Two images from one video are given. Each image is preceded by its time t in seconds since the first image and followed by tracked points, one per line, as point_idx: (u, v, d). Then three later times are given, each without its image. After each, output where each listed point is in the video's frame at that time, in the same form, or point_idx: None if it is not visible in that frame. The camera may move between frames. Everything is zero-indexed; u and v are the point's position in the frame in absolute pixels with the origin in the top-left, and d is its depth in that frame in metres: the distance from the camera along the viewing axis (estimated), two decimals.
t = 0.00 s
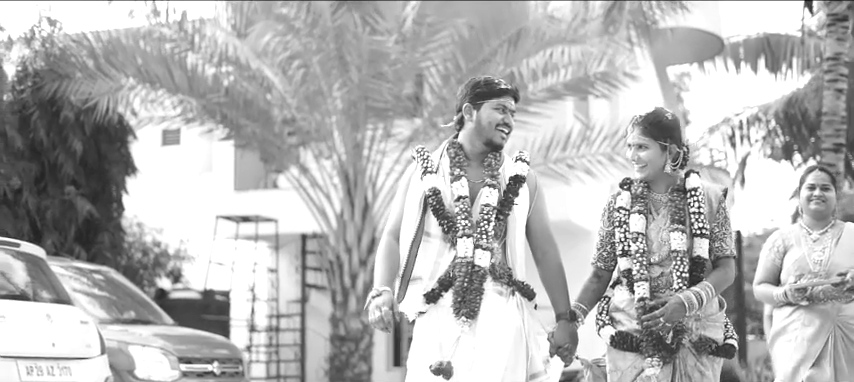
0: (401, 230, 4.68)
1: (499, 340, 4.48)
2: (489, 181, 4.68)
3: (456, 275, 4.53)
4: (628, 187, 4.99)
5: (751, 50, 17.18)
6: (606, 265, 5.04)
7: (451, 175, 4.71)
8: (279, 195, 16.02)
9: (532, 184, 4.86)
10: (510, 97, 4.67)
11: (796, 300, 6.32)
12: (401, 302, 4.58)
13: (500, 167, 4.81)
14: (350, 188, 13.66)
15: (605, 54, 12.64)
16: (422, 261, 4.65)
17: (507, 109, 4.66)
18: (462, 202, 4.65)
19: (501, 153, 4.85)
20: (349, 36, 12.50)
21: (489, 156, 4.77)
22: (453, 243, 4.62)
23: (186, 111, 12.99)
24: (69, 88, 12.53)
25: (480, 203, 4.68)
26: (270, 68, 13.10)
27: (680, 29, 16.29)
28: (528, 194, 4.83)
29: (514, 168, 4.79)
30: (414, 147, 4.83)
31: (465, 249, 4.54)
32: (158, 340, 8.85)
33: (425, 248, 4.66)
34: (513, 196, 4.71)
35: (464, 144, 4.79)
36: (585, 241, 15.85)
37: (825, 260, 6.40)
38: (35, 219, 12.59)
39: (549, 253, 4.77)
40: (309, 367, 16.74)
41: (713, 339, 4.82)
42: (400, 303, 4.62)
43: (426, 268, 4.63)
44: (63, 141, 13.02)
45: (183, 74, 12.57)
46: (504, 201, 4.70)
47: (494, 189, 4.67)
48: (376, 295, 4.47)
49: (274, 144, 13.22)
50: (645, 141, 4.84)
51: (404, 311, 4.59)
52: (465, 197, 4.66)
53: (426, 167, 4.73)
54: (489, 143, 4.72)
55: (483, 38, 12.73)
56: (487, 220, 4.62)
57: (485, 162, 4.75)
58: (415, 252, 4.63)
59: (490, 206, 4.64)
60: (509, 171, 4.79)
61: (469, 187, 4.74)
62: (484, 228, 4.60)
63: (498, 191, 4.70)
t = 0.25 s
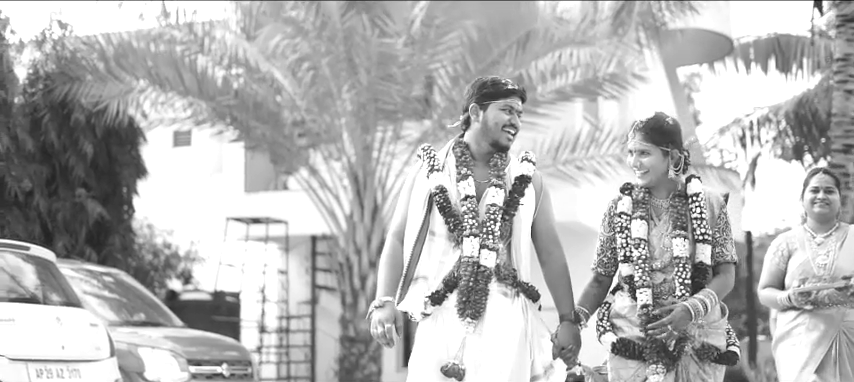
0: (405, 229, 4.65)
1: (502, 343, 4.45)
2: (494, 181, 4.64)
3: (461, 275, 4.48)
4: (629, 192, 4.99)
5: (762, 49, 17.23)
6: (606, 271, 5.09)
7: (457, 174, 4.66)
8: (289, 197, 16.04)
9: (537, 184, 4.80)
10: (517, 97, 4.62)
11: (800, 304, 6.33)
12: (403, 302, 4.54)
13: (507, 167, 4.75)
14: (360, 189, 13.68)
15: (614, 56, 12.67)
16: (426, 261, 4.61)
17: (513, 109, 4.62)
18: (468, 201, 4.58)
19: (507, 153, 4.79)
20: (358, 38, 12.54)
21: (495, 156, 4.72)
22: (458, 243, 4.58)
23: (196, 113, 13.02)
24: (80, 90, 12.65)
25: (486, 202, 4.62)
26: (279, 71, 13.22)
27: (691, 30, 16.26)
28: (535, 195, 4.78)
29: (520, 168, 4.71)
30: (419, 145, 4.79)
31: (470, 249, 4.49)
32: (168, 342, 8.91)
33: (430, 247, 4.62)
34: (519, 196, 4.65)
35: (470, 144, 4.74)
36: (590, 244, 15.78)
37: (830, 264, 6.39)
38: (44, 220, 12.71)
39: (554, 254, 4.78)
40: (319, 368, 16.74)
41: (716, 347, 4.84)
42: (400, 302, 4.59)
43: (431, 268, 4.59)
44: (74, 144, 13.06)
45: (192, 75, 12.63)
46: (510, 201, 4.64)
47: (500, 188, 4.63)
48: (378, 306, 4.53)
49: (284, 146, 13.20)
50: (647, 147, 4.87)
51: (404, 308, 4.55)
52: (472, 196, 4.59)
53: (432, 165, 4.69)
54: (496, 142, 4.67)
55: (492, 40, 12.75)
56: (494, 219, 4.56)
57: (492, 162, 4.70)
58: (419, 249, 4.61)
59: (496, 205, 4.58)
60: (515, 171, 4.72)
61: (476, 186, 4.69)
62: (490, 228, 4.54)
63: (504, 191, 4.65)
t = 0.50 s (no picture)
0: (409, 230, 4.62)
1: (507, 348, 4.43)
2: (499, 181, 4.61)
3: (466, 276, 4.45)
4: (629, 194, 4.92)
5: (771, 49, 16.94)
6: (606, 274, 4.97)
7: (461, 174, 4.64)
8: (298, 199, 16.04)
9: (541, 185, 4.74)
10: (523, 97, 4.60)
11: (803, 309, 6.14)
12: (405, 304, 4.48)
13: (511, 167, 4.71)
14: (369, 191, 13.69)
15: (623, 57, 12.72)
16: (430, 262, 4.56)
17: (518, 109, 4.60)
18: (473, 201, 4.58)
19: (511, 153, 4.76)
20: (366, 41, 12.55)
21: (498, 157, 4.70)
22: (462, 243, 4.54)
23: (206, 116, 13.05)
24: (90, 93, 12.67)
25: (491, 202, 4.59)
26: (289, 72, 13.23)
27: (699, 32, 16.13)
28: (539, 196, 4.72)
29: (525, 168, 4.68)
30: (423, 145, 4.75)
31: (476, 249, 4.46)
32: (177, 344, 8.97)
33: (433, 247, 4.57)
34: (523, 197, 4.62)
35: (475, 144, 4.72)
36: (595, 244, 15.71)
37: (834, 269, 6.19)
38: (55, 222, 12.81)
39: (557, 255, 4.68)
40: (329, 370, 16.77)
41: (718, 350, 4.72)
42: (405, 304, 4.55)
43: (435, 268, 4.54)
44: (85, 146, 13.14)
45: (202, 79, 12.63)
46: (514, 202, 4.62)
47: (504, 189, 4.59)
48: (382, 316, 4.49)
49: (294, 148, 13.24)
50: (649, 149, 4.78)
51: (410, 311, 4.48)
52: (477, 196, 4.59)
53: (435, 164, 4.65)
54: (500, 143, 4.65)
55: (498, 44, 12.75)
56: (498, 220, 4.54)
57: (496, 162, 4.67)
58: (421, 251, 4.57)
59: (501, 206, 4.56)
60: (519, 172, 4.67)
61: (480, 187, 4.67)
62: (495, 229, 4.52)
63: (508, 192, 4.62)
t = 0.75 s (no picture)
0: (411, 231, 4.65)
1: (512, 351, 4.44)
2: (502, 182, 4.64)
3: (471, 278, 4.47)
4: (629, 192, 4.84)
5: (781, 49, 16.44)
6: (606, 272, 4.90)
7: (463, 175, 4.67)
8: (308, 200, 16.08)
9: (546, 186, 4.76)
10: (527, 99, 4.63)
11: (805, 314, 6.16)
12: (409, 305, 4.52)
13: (514, 168, 4.74)
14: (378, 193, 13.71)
15: (631, 58, 12.72)
16: (433, 264, 4.58)
17: (522, 110, 4.62)
18: (475, 202, 4.58)
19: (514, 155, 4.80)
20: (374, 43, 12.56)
21: (502, 158, 4.73)
22: (465, 244, 4.56)
23: (215, 118, 13.09)
24: (100, 95, 12.72)
25: (494, 204, 4.61)
26: (297, 74, 13.23)
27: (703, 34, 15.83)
28: (542, 197, 4.74)
29: (529, 169, 4.72)
30: (426, 146, 4.78)
31: (480, 251, 4.49)
32: (186, 346, 9.03)
33: (434, 249, 4.60)
34: (527, 198, 4.64)
35: (477, 145, 4.74)
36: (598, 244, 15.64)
37: (837, 275, 6.23)
38: (65, 224, 12.87)
39: (560, 256, 4.71)
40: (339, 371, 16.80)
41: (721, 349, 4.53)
42: (408, 306, 4.56)
43: (437, 270, 4.57)
44: (95, 149, 13.20)
45: (212, 82, 12.65)
46: (517, 203, 4.64)
47: (507, 190, 4.62)
48: (385, 324, 4.51)
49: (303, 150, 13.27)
50: (651, 148, 4.70)
51: (414, 313, 4.52)
52: (479, 198, 4.60)
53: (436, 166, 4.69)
54: (503, 145, 4.67)
55: (507, 45, 12.72)
56: (501, 222, 4.56)
57: (499, 163, 4.71)
58: (424, 252, 4.59)
59: (504, 207, 4.58)
60: (523, 172, 4.72)
61: (482, 188, 4.69)
62: (498, 230, 4.54)
63: (511, 193, 4.65)
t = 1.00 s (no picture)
0: (413, 235, 4.65)
1: (516, 353, 4.46)
2: (506, 183, 4.64)
3: (476, 281, 4.48)
4: (631, 191, 4.80)
5: (790, 51, 15.94)
6: (606, 272, 4.84)
7: (465, 177, 4.65)
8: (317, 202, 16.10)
9: (550, 187, 4.77)
10: (529, 101, 4.62)
11: (807, 318, 6.12)
12: (410, 308, 4.54)
13: (517, 170, 4.73)
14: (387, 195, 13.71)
15: (640, 60, 12.67)
16: (435, 268, 4.58)
17: (524, 112, 4.62)
18: (477, 205, 4.57)
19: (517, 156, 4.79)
20: (384, 46, 12.57)
21: (504, 160, 4.71)
22: (467, 247, 4.56)
23: (225, 120, 13.03)
24: (110, 98, 12.77)
25: (496, 206, 4.61)
26: (306, 77, 13.25)
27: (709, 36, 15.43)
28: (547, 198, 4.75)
29: (531, 170, 4.72)
30: (427, 149, 4.78)
31: (483, 254, 4.49)
32: (195, 348, 9.08)
33: (437, 253, 4.60)
34: (530, 199, 4.65)
35: (479, 147, 4.73)
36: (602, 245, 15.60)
37: (839, 279, 6.23)
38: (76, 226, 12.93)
39: (563, 257, 4.69)
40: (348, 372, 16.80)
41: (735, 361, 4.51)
42: (409, 311, 4.57)
43: (440, 274, 4.57)
44: (105, 151, 13.30)
45: (221, 84, 12.64)
46: (520, 204, 4.64)
47: (510, 192, 4.62)
48: (387, 331, 4.54)
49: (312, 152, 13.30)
50: (654, 149, 4.66)
51: (416, 317, 4.54)
52: (480, 200, 4.58)
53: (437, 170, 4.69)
54: (506, 147, 4.66)
55: (516, 47, 12.66)
56: (506, 223, 4.55)
57: (501, 165, 4.69)
58: (426, 257, 4.60)
59: (506, 209, 4.57)
60: (526, 173, 4.72)
61: (485, 190, 4.67)
62: (501, 232, 4.53)
63: (515, 194, 4.65)
